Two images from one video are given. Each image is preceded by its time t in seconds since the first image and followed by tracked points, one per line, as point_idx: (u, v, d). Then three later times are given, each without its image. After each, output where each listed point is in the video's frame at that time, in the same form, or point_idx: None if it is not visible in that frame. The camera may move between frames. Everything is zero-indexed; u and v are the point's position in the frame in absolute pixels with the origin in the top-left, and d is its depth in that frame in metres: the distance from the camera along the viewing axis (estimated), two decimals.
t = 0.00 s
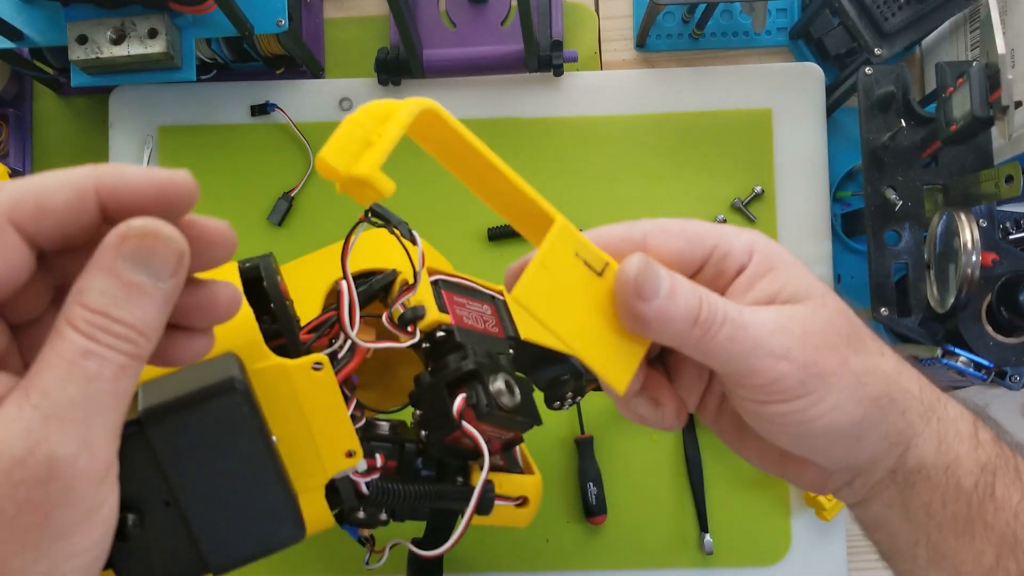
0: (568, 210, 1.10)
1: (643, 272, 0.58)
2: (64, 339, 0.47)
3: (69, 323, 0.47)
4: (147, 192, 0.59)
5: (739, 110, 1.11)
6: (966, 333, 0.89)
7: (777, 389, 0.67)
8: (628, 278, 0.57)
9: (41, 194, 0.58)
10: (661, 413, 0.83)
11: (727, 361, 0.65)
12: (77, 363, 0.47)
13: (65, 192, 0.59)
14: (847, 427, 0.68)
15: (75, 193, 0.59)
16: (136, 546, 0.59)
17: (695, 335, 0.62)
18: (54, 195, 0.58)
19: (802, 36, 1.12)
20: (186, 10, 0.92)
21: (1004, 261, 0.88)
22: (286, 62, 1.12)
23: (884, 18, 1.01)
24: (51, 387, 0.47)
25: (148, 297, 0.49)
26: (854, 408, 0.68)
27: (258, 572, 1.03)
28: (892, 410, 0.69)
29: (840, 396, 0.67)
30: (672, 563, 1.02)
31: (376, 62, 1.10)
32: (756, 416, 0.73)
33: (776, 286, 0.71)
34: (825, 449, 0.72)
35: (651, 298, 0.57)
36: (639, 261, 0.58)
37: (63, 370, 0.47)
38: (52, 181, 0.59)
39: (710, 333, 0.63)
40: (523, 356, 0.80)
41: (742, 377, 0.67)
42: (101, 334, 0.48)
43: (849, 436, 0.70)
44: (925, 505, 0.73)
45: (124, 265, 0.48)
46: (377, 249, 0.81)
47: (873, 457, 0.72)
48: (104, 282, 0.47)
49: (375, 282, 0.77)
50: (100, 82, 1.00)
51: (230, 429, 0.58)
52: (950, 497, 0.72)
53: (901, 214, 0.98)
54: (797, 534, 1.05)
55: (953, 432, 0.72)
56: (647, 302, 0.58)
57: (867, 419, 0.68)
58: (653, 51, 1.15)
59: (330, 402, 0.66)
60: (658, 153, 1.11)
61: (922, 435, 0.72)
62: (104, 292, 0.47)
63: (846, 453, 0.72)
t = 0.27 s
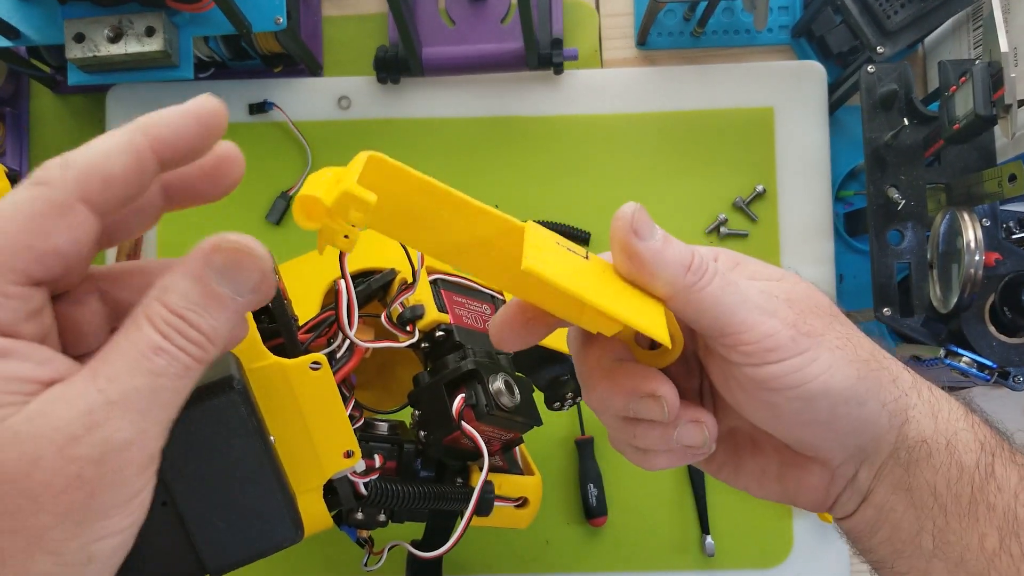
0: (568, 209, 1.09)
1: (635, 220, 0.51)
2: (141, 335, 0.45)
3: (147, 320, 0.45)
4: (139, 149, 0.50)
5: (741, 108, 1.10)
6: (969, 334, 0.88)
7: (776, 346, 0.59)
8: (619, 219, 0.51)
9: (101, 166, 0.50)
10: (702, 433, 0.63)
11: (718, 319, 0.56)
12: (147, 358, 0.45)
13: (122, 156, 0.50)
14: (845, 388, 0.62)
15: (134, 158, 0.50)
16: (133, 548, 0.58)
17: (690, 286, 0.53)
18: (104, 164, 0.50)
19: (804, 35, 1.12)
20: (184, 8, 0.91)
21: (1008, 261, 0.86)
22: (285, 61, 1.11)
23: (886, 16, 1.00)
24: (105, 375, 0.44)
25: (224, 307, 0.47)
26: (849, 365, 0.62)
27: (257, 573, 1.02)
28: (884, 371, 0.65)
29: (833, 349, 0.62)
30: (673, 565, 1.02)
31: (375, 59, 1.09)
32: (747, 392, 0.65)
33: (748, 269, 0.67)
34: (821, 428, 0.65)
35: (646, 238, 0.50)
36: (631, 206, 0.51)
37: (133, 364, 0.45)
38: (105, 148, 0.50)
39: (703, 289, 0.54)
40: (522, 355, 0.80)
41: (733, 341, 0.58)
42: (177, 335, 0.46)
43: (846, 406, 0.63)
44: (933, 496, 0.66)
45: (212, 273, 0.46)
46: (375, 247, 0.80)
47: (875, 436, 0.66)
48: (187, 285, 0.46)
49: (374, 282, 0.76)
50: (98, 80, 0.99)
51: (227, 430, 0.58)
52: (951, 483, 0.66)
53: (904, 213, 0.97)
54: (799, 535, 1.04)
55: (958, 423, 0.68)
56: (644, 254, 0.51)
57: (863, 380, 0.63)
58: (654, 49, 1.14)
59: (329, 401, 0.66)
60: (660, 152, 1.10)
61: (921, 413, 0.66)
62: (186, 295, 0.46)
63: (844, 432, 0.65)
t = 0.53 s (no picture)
0: (568, 209, 1.09)
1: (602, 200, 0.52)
2: (213, 334, 0.45)
3: (220, 320, 0.45)
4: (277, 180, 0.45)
5: (741, 108, 1.11)
6: (969, 333, 0.88)
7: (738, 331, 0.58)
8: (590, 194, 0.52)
9: (186, 192, 0.48)
10: (691, 433, 0.63)
11: (684, 300, 0.56)
12: (221, 355, 0.45)
13: (209, 189, 0.48)
14: (817, 373, 0.60)
15: (217, 190, 0.48)
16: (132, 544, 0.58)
17: (656, 266, 0.54)
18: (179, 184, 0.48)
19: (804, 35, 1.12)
20: (184, 8, 0.91)
21: (1007, 261, 0.85)
22: (284, 61, 1.11)
23: (886, 17, 1.00)
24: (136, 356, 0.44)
25: (291, 318, 0.47)
26: (821, 351, 0.61)
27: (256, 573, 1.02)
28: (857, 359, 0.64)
29: (803, 334, 0.61)
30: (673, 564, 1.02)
31: (375, 59, 1.09)
32: (717, 377, 0.64)
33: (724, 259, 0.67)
34: (791, 414, 0.64)
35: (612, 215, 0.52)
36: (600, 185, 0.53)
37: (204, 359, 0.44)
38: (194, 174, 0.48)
39: (669, 270, 0.55)
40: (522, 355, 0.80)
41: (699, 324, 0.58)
42: (249, 340, 0.45)
43: (819, 392, 0.62)
44: (917, 490, 0.66)
45: (288, 283, 0.45)
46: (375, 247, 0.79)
47: (851, 427, 0.65)
48: (262, 290, 0.45)
49: (374, 282, 0.76)
50: (98, 80, 0.99)
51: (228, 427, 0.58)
52: (935, 477, 0.66)
53: (904, 213, 0.97)
54: (799, 535, 1.04)
55: (943, 417, 0.68)
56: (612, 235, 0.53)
57: (835, 368, 0.61)
58: (654, 49, 1.14)
59: (329, 400, 0.66)
60: (660, 152, 1.10)
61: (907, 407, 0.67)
62: (261, 302, 0.45)
63: (820, 420, 0.64)
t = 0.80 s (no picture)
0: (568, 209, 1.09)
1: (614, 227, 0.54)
2: (137, 314, 0.45)
3: (142, 298, 0.45)
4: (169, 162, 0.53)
5: (741, 108, 1.11)
6: (969, 334, 0.88)
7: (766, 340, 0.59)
8: (602, 225, 0.54)
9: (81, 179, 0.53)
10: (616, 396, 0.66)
11: (712, 315, 0.58)
12: (148, 332, 0.45)
13: (100, 176, 0.53)
14: (841, 382, 0.61)
15: (110, 175, 0.54)
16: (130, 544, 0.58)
17: (677, 286, 0.56)
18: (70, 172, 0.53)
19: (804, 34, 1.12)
20: (184, 8, 0.91)
21: (1007, 261, 0.85)
22: (284, 61, 1.11)
23: (886, 17, 1.00)
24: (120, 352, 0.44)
25: (213, 288, 0.48)
26: (850, 359, 0.61)
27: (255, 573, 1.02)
28: (886, 365, 0.65)
29: (832, 342, 0.61)
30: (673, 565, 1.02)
31: (375, 59, 1.09)
32: (741, 376, 0.65)
33: (769, 254, 0.67)
34: (815, 420, 0.64)
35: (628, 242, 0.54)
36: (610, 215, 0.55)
37: (131, 340, 0.45)
38: (89, 165, 0.54)
39: (695, 287, 0.57)
40: (522, 356, 0.80)
41: (731, 335, 0.60)
42: (174, 312, 0.46)
43: (842, 401, 0.62)
44: (932, 509, 0.65)
45: (204, 251, 0.46)
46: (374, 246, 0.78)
47: (869, 438, 0.65)
48: (180, 263, 0.46)
49: (373, 282, 0.76)
50: (98, 80, 0.99)
51: (229, 428, 0.58)
52: (951, 494, 0.65)
53: (904, 213, 0.97)
54: (799, 535, 1.04)
55: (964, 437, 0.67)
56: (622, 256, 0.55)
57: (862, 377, 0.62)
58: (654, 49, 1.14)
59: (329, 401, 0.65)
60: (660, 152, 1.10)
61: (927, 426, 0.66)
62: (180, 274, 0.46)
63: (841, 427, 0.64)
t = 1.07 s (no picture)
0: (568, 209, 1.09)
1: (620, 233, 0.52)
2: (146, 324, 0.45)
3: (150, 309, 0.45)
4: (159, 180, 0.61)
5: (741, 108, 1.11)
6: (969, 334, 0.88)
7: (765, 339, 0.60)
8: (602, 232, 0.52)
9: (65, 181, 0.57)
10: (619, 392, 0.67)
11: (711, 318, 0.59)
12: (152, 346, 0.45)
13: (86, 180, 0.58)
14: (837, 378, 0.61)
15: (95, 180, 0.59)
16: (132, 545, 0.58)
17: (679, 290, 0.57)
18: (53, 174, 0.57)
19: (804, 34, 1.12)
20: (184, 8, 0.91)
21: (1007, 261, 0.85)
22: (284, 61, 1.11)
23: (886, 17, 1.00)
24: (118, 358, 0.44)
25: (224, 300, 0.47)
26: (846, 357, 0.62)
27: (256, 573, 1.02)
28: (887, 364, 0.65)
29: (832, 342, 0.61)
30: (674, 564, 1.02)
31: (375, 59, 1.09)
32: (739, 371, 0.66)
33: (776, 254, 0.67)
34: (812, 416, 0.64)
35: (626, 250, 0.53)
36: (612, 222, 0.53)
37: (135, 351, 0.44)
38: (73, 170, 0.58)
39: (696, 289, 0.57)
40: (522, 356, 0.80)
41: (730, 337, 0.61)
42: (181, 327, 0.46)
43: (838, 397, 0.62)
44: (938, 510, 0.65)
45: (217, 266, 0.45)
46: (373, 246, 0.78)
47: (869, 435, 0.65)
48: (191, 277, 0.45)
49: (373, 282, 0.76)
50: (99, 80, 0.99)
51: (229, 428, 0.58)
52: (957, 497, 0.65)
53: (904, 213, 0.97)
54: (800, 535, 1.04)
55: (969, 440, 0.68)
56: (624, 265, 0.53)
57: (858, 375, 0.62)
58: (654, 49, 1.14)
59: (329, 402, 0.65)
60: (660, 152, 1.10)
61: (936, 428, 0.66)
62: (190, 288, 0.45)
63: (835, 425, 0.64)
